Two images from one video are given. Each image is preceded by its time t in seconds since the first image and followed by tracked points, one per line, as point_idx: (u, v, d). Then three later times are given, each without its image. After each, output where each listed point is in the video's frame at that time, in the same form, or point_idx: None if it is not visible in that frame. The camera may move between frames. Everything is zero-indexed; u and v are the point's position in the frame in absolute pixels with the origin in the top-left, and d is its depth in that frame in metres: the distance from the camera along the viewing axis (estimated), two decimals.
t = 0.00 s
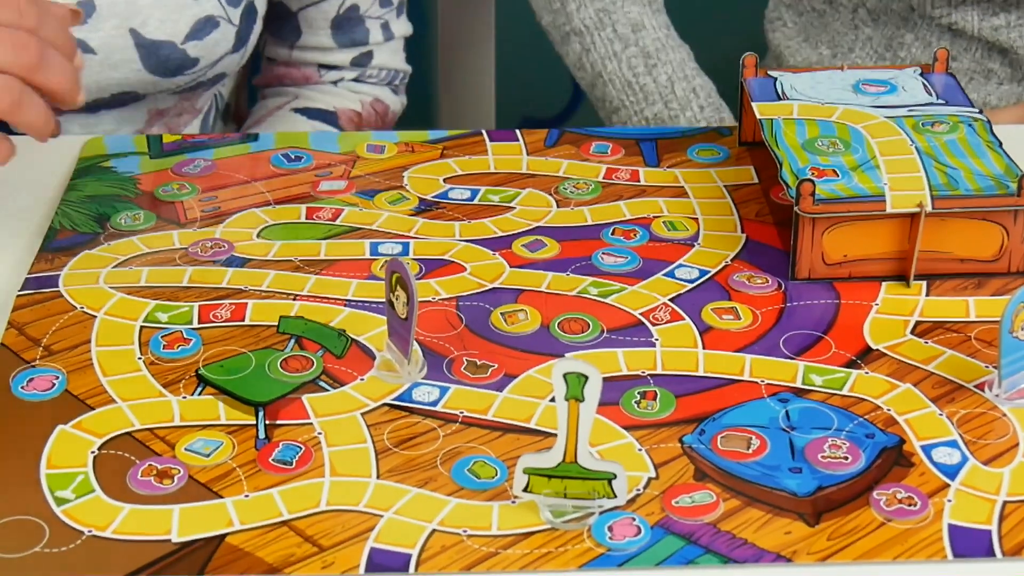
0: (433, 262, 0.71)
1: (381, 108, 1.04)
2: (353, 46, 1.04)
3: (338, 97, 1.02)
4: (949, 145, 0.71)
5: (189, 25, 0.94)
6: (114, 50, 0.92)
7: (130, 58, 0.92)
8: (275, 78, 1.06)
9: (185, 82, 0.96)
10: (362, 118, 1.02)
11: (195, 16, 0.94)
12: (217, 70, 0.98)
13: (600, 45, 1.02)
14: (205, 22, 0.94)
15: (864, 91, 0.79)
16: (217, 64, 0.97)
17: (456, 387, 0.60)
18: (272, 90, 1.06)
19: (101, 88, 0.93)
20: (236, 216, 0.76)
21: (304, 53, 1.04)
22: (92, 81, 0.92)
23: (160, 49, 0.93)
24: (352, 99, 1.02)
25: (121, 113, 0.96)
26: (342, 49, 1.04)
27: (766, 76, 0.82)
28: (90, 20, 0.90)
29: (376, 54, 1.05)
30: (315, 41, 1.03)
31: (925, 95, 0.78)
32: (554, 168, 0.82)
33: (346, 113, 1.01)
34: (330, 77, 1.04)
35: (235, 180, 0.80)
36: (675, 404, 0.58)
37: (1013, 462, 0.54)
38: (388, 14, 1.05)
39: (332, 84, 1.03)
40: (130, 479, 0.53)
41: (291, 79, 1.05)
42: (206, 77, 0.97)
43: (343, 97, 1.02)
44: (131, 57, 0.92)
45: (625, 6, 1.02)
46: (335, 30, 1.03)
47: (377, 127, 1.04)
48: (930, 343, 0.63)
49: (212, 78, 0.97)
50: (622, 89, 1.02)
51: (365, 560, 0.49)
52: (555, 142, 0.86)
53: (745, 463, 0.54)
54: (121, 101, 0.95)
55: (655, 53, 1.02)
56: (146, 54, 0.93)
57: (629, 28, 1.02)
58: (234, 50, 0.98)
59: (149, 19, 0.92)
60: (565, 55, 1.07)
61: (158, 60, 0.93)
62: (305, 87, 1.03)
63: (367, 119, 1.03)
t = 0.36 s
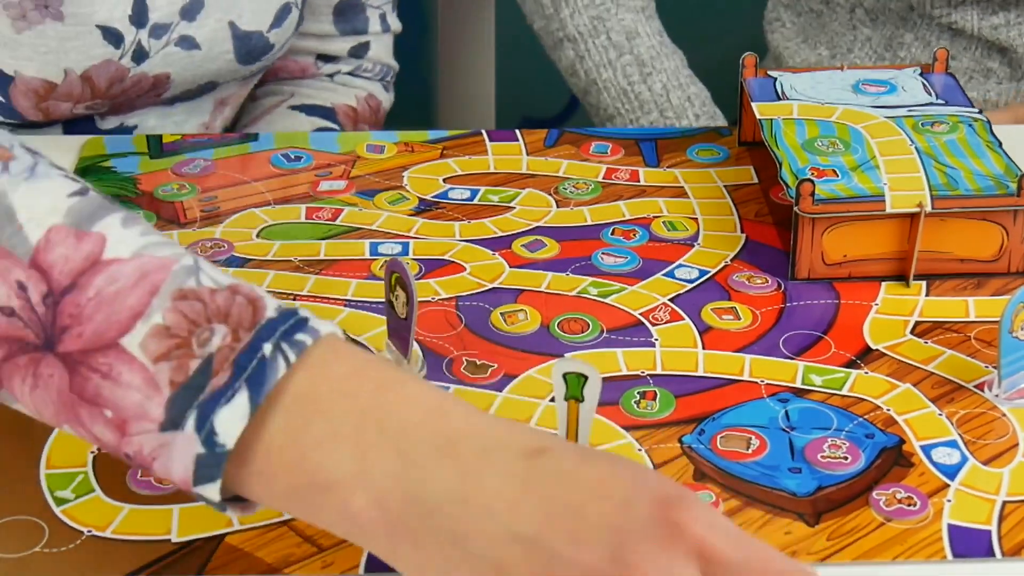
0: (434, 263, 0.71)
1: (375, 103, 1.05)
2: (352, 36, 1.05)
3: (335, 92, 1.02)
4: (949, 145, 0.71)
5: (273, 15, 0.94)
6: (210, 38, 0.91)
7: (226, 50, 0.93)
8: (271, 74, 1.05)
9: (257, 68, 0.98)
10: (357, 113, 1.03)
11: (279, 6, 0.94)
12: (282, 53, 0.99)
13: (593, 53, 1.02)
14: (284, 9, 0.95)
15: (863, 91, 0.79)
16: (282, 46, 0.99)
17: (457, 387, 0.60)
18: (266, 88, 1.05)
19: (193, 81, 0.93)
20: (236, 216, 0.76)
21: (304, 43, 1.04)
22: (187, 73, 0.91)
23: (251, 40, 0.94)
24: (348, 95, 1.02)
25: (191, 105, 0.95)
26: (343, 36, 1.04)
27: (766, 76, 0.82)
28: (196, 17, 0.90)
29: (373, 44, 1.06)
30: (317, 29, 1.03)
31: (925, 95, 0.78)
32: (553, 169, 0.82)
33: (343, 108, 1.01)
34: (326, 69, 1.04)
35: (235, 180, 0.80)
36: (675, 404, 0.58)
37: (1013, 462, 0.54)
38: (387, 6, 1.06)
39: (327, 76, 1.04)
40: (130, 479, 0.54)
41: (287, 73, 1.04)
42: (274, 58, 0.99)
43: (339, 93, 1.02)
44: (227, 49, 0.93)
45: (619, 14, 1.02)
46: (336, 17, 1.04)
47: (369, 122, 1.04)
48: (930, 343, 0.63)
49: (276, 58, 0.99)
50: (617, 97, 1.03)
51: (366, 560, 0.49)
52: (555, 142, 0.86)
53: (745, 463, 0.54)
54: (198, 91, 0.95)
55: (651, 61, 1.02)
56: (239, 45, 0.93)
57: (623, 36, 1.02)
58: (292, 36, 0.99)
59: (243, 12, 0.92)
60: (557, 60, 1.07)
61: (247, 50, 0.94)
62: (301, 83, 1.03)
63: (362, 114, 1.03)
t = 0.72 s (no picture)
0: (433, 262, 0.71)
1: (417, 115, 1.05)
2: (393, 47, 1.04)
3: (378, 104, 1.02)
4: (949, 145, 0.71)
5: (295, 14, 0.95)
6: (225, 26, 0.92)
7: (244, 44, 0.93)
8: (314, 82, 1.05)
9: (278, 69, 0.98)
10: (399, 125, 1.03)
11: (302, 7, 0.95)
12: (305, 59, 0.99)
13: (580, 66, 1.02)
14: (309, 12, 0.95)
15: (863, 91, 0.79)
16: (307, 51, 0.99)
17: (456, 387, 0.60)
18: (311, 97, 1.06)
19: (210, 74, 0.94)
20: (236, 216, 0.76)
21: (346, 54, 1.04)
22: (202, 64, 0.92)
23: (270, 36, 0.95)
24: (390, 106, 1.03)
25: (208, 100, 0.96)
26: (385, 48, 1.04)
27: (766, 76, 0.82)
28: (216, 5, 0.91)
29: (415, 57, 1.05)
30: (358, 39, 1.03)
31: (925, 95, 0.78)
32: (553, 169, 0.82)
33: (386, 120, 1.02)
34: (369, 80, 1.04)
35: (234, 179, 0.80)
36: (675, 404, 0.58)
37: (1013, 462, 0.54)
38: (429, 18, 1.06)
39: (371, 87, 1.04)
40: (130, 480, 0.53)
41: (330, 82, 1.05)
42: (297, 62, 0.99)
43: (381, 103, 1.03)
44: (245, 42, 0.93)
45: (605, 26, 1.01)
46: (378, 28, 1.03)
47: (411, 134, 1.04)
48: (930, 343, 0.63)
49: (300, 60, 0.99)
50: (606, 111, 1.03)
51: (366, 560, 0.49)
52: (555, 142, 0.86)
53: (744, 463, 0.54)
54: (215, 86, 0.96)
55: (639, 74, 1.02)
56: (258, 40, 0.94)
57: (609, 50, 1.01)
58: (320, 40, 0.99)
59: (265, 7, 0.93)
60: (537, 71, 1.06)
61: (266, 48, 0.95)
62: (344, 93, 1.04)
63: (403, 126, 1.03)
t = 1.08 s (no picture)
0: (433, 262, 0.71)
1: (393, 110, 1.05)
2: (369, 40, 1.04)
3: (353, 99, 1.03)
4: (949, 145, 0.71)
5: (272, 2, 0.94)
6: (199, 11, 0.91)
7: (222, 30, 0.93)
8: (289, 78, 1.05)
9: (256, 58, 0.97)
10: (376, 121, 1.03)
11: None
12: (281, 49, 0.99)
13: (582, 65, 1.02)
14: None
15: (863, 91, 0.79)
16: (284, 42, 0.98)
17: (456, 387, 0.60)
18: (285, 94, 1.06)
19: (188, 62, 0.93)
20: (236, 216, 0.76)
21: (321, 49, 1.03)
22: (181, 52, 0.92)
23: (247, 24, 0.94)
24: (367, 102, 1.03)
25: (187, 92, 0.96)
26: (360, 42, 1.04)
27: (766, 76, 0.82)
28: None
29: (391, 51, 1.06)
30: (333, 34, 1.03)
31: (924, 95, 0.78)
32: (553, 169, 0.82)
33: (361, 115, 1.02)
34: (344, 75, 1.04)
35: (234, 180, 0.80)
36: (675, 404, 0.58)
37: (1013, 462, 0.54)
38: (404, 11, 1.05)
39: (345, 83, 1.04)
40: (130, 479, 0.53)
41: (306, 77, 1.04)
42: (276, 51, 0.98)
43: (358, 99, 1.03)
44: (222, 29, 0.93)
45: (607, 26, 1.01)
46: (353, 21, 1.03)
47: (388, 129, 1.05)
48: (929, 343, 0.63)
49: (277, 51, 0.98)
50: (607, 110, 1.02)
51: (365, 560, 0.49)
52: (555, 142, 0.86)
53: (744, 463, 0.54)
54: (193, 77, 0.95)
55: (640, 74, 1.01)
56: (236, 27, 0.93)
57: (612, 49, 1.01)
58: (298, 31, 0.98)
59: None
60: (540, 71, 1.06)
61: (244, 35, 0.94)
62: (319, 89, 1.04)
63: (381, 121, 1.04)
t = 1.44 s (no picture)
0: (433, 262, 0.71)
1: (393, 104, 1.05)
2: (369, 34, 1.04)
3: (353, 94, 1.02)
4: (949, 145, 0.71)
5: None
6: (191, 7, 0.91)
7: (215, 26, 0.93)
8: (289, 73, 1.05)
9: (252, 53, 0.97)
10: (375, 116, 1.03)
11: None
12: (278, 43, 0.98)
13: (580, 66, 1.02)
14: None
15: (863, 91, 0.79)
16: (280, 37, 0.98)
17: (456, 387, 0.60)
18: (285, 89, 1.06)
19: (183, 58, 0.93)
20: (236, 216, 0.76)
21: (320, 43, 1.03)
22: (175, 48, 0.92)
23: (241, 18, 0.94)
24: (366, 96, 1.03)
25: (184, 88, 0.96)
26: (359, 36, 1.03)
27: (766, 76, 0.82)
28: None
29: (390, 44, 1.05)
30: (332, 27, 1.02)
31: (924, 95, 0.78)
32: (554, 168, 0.82)
33: (361, 112, 1.02)
34: (343, 69, 1.04)
35: (235, 179, 0.80)
36: (675, 404, 0.58)
37: (1013, 462, 0.54)
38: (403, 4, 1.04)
39: (345, 77, 1.04)
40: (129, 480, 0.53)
41: (305, 72, 1.04)
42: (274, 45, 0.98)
43: (356, 94, 1.03)
44: (216, 23, 0.93)
45: (605, 27, 1.01)
46: (352, 15, 1.02)
47: (387, 123, 1.05)
48: (929, 343, 0.63)
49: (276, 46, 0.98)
50: (606, 111, 1.02)
51: (366, 560, 0.49)
52: (555, 142, 0.86)
53: (744, 463, 0.54)
54: (189, 73, 0.96)
55: (639, 74, 1.01)
56: (229, 22, 0.93)
57: (609, 50, 1.01)
58: (294, 23, 0.98)
59: None
60: (539, 73, 1.06)
61: (238, 30, 0.94)
62: (318, 84, 1.04)
63: (380, 115, 1.04)
